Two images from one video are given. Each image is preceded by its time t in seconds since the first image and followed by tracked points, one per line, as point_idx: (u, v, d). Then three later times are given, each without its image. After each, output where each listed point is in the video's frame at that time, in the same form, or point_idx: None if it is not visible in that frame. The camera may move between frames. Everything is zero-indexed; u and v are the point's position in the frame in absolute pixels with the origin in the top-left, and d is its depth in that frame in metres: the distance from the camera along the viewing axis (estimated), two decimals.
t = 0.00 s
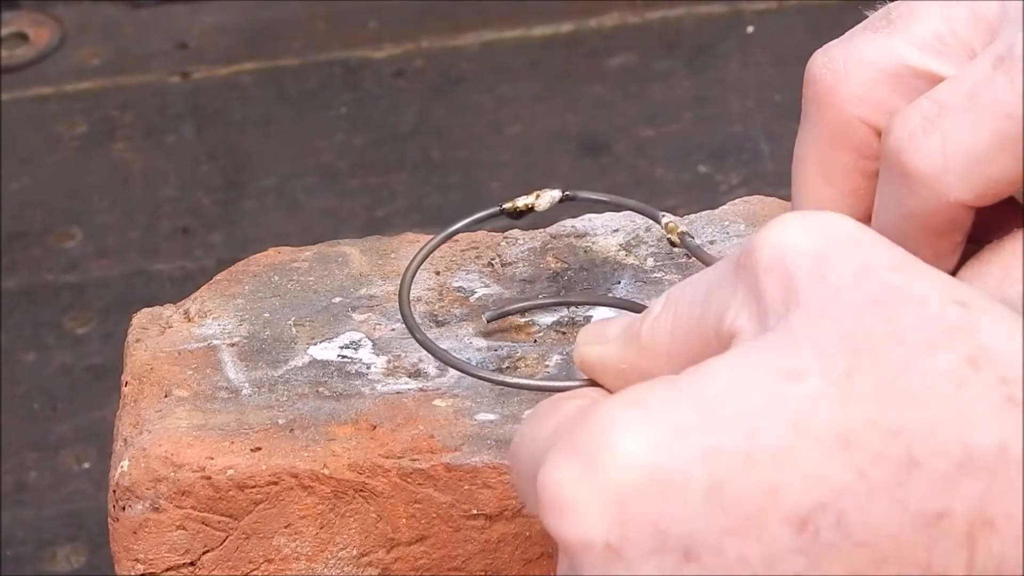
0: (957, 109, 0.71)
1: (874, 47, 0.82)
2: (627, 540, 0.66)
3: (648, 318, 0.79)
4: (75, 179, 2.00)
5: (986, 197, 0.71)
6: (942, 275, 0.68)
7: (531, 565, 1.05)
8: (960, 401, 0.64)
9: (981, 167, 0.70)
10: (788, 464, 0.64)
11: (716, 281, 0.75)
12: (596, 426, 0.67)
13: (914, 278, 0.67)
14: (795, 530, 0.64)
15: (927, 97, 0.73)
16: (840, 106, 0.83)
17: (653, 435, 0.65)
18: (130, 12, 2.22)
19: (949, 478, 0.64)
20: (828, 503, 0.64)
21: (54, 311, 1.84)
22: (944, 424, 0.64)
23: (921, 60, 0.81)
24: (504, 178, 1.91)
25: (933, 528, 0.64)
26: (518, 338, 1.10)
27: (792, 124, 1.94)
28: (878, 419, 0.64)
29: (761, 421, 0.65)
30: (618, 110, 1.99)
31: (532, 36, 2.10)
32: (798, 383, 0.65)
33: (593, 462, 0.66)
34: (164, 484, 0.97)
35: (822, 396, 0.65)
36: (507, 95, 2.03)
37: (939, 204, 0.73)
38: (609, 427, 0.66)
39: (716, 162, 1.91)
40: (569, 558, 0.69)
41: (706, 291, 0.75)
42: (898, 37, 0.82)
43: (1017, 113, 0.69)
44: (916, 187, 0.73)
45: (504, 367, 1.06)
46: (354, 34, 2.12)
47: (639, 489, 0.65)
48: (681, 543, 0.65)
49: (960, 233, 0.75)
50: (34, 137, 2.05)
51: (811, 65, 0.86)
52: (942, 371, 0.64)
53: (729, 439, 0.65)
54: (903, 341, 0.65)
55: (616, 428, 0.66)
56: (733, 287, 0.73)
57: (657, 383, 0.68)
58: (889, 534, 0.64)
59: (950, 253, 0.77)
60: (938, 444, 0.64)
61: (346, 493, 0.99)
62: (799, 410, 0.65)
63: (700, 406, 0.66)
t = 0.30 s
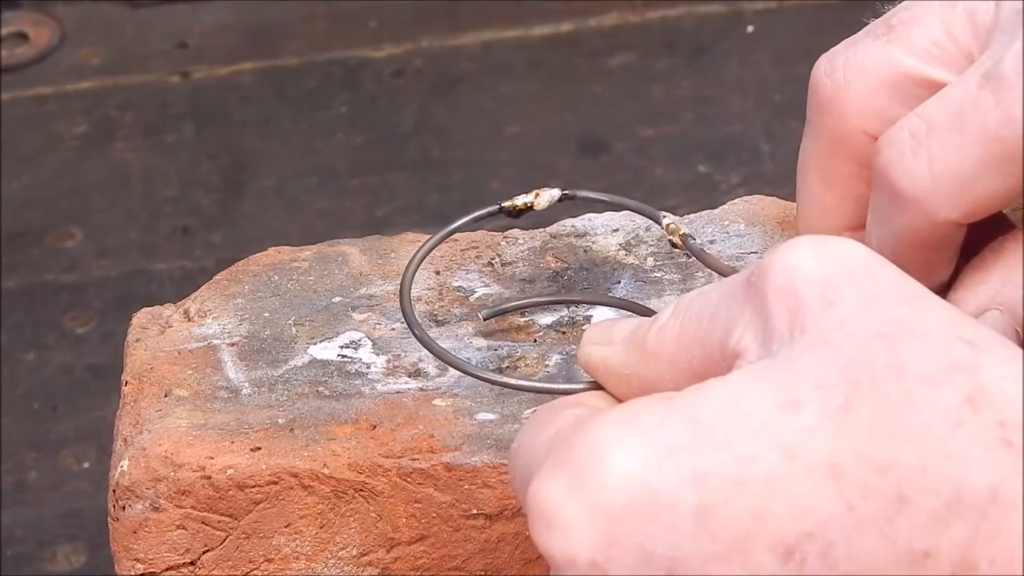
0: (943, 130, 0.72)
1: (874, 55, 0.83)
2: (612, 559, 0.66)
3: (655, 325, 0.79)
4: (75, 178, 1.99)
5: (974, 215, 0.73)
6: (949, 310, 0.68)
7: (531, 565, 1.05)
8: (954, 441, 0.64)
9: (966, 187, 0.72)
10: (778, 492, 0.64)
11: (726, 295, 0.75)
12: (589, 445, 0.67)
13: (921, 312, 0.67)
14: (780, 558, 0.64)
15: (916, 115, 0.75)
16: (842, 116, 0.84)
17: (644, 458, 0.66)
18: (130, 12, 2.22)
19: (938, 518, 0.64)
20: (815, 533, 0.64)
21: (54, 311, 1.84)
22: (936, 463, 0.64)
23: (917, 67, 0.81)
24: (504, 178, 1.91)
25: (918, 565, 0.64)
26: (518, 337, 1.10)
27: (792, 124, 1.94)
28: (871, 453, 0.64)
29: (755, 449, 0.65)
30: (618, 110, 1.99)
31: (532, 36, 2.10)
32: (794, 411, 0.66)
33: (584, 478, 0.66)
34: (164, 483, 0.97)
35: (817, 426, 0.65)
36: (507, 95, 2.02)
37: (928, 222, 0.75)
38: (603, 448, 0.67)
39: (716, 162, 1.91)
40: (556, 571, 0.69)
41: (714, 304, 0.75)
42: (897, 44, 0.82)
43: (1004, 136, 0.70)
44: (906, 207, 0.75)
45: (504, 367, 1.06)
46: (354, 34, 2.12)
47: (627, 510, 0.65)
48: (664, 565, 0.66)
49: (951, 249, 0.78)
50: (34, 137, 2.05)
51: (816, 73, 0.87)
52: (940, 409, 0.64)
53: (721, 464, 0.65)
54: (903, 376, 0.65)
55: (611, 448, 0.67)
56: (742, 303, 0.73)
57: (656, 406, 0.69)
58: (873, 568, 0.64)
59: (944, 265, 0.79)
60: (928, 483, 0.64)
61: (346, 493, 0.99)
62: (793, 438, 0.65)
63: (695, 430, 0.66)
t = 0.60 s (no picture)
0: (937, 139, 0.72)
1: (873, 62, 0.83)
2: (610, 562, 0.66)
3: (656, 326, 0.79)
4: (75, 179, 1.99)
5: (972, 222, 0.73)
6: (954, 321, 0.68)
7: (531, 564, 1.05)
8: (955, 454, 0.64)
9: (962, 196, 0.72)
10: (778, 501, 0.64)
11: (729, 299, 0.75)
12: (591, 449, 0.67)
13: (926, 323, 0.67)
14: (779, 566, 0.65)
15: (912, 124, 0.75)
16: (842, 123, 0.85)
17: (645, 462, 0.66)
18: (130, 12, 2.22)
19: (937, 532, 0.64)
20: (813, 543, 0.64)
21: (54, 311, 1.84)
22: (935, 476, 0.64)
23: (917, 73, 0.81)
24: (504, 178, 1.91)
25: None
26: (518, 337, 1.10)
27: (793, 125, 1.94)
28: (872, 464, 0.64)
29: (756, 456, 0.65)
30: (617, 110, 1.99)
31: (532, 36, 2.10)
32: (795, 419, 0.65)
33: (585, 482, 0.66)
34: (164, 483, 0.97)
35: (817, 435, 0.65)
36: (507, 95, 2.02)
37: (925, 230, 0.75)
38: (604, 452, 0.67)
39: (716, 162, 1.91)
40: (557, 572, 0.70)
41: (717, 308, 0.75)
42: (896, 51, 0.82)
43: (999, 145, 0.70)
44: (903, 215, 0.75)
45: (504, 367, 1.06)
46: (354, 34, 2.12)
47: (627, 516, 0.65)
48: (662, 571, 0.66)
49: (949, 254, 0.78)
50: (34, 137, 2.05)
51: (817, 77, 0.87)
52: (942, 421, 0.64)
53: (722, 470, 0.65)
54: (906, 388, 0.65)
55: (612, 453, 0.67)
56: (746, 309, 0.73)
57: (657, 410, 0.69)
58: None
59: (942, 271, 0.80)
60: (927, 495, 0.64)
61: (346, 493, 0.99)
62: (794, 446, 0.65)
63: (697, 436, 0.66)
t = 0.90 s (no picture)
0: (943, 129, 0.76)
1: (876, 57, 0.88)
2: None
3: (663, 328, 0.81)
4: (75, 179, 1.99)
5: (976, 212, 0.77)
6: (962, 325, 0.70)
7: (531, 565, 1.05)
8: (969, 459, 0.66)
9: (968, 186, 0.76)
10: (797, 514, 0.66)
11: (734, 306, 0.77)
12: (609, 467, 0.69)
13: (933, 330, 0.69)
14: None
15: (917, 116, 0.79)
16: (845, 119, 0.89)
17: (663, 480, 0.68)
18: (130, 12, 2.22)
19: (954, 538, 0.66)
20: (834, 554, 0.66)
21: (54, 311, 1.84)
22: (951, 482, 0.65)
23: (920, 68, 0.86)
24: (504, 178, 1.91)
25: None
26: (518, 337, 1.10)
27: (792, 124, 1.93)
28: (887, 474, 0.66)
29: (771, 470, 0.67)
30: (617, 109, 1.99)
31: (532, 36, 2.10)
32: (811, 431, 0.67)
33: (604, 502, 0.68)
34: (164, 483, 0.97)
35: (832, 446, 0.66)
36: (507, 95, 2.02)
37: (930, 221, 0.79)
38: (622, 470, 0.69)
39: (716, 162, 1.91)
40: None
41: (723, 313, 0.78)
42: (898, 47, 0.87)
43: (1002, 134, 0.73)
44: (908, 206, 0.79)
45: (504, 367, 1.06)
46: (354, 33, 2.12)
47: (648, 533, 0.67)
48: None
49: (953, 248, 0.82)
50: (34, 137, 2.05)
51: (821, 76, 0.92)
52: (955, 427, 0.66)
53: (740, 484, 0.67)
54: (918, 396, 0.66)
55: (627, 471, 0.69)
56: (754, 313, 0.75)
57: (672, 425, 0.71)
58: None
59: (946, 264, 0.84)
60: (944, 502, 0.65)
61: (346, 493, 0.99)
62: (810, 458, 0.66)
63: (714, 450, 0.68)
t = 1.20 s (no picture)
0: (946, 91, 0.84)
1: (871, 38, 0.95)
2: None
3: (716, 386, 0.85)
4: (75, 179, 1.99)
5: (977, 174, 0.84)
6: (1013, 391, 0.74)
7: (531, 563, 1.05)
8: None
9: (969, 144, 0.83)
10: None
11: (785, 385, 0.80)
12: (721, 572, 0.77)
13: (990, 406, 0.73)
14: None
15: (919, 83, 0.86)
16: (841, 98, 0.96)
17: None
18: (131, 12, 2.22)
19: None
20: None
21: (54, 310, 1.84)
22: None
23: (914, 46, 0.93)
24: (504, 178, 1.91)
25: None
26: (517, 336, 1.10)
27: (792, 124, 1.93)
28: (969, 553, 0.72)
29: (865, 563, 0.74)
30: (617, 109, 1.99)
31: (532, 35, 2.10)
32: (896, 524, 0.73)
33: None
34: (164, 482, 0.97)
35: (916, 537, 0.73)
36: (507, 95, 2.02)
37: (934, 185, 0.86)
38: None
39: (716, 162, 1.90)
40: None
41: (774, 393, 0.81)
42: (893, 27, 0.94)
43: (1000, 91, 0.81)
44: (911, 170, 0.86)
45: (504, 367, 1.06)
46: (354, 33, 2.12)
47: None
48: None
49: (955, 217, 0.88)
50: (34, 137, 2.05)
51: (816, 61, 0.99)
52: None
53: None
54: (985, 479, 0.72)
55: None
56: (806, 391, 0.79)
57: (768, 525, 0.77)
58: None
59: (949, 236, 0.90)
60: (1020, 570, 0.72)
61: (346, 492, 0.99)
62: (898, 549, 0.73)
63: (810, 547, 0.75)
